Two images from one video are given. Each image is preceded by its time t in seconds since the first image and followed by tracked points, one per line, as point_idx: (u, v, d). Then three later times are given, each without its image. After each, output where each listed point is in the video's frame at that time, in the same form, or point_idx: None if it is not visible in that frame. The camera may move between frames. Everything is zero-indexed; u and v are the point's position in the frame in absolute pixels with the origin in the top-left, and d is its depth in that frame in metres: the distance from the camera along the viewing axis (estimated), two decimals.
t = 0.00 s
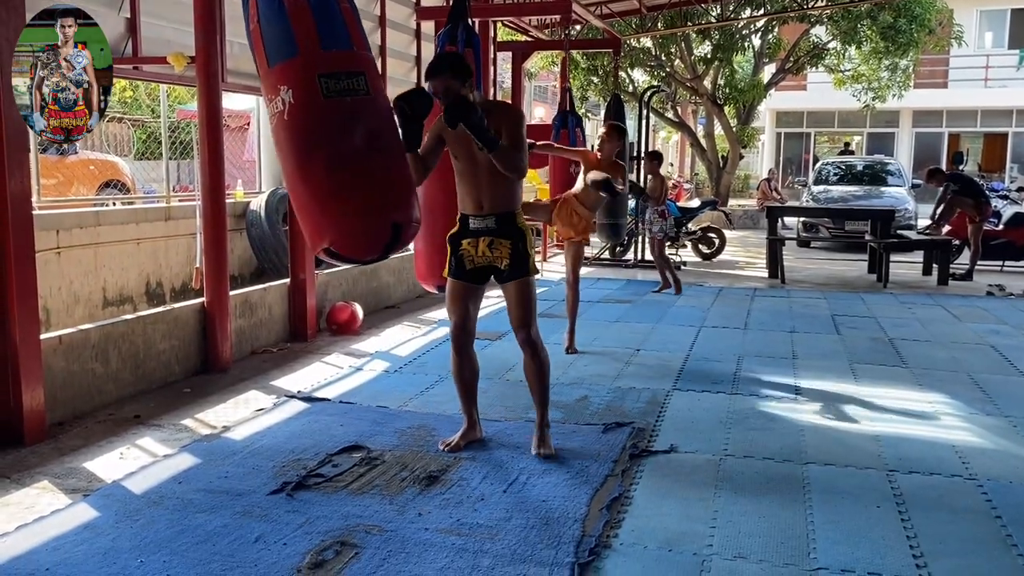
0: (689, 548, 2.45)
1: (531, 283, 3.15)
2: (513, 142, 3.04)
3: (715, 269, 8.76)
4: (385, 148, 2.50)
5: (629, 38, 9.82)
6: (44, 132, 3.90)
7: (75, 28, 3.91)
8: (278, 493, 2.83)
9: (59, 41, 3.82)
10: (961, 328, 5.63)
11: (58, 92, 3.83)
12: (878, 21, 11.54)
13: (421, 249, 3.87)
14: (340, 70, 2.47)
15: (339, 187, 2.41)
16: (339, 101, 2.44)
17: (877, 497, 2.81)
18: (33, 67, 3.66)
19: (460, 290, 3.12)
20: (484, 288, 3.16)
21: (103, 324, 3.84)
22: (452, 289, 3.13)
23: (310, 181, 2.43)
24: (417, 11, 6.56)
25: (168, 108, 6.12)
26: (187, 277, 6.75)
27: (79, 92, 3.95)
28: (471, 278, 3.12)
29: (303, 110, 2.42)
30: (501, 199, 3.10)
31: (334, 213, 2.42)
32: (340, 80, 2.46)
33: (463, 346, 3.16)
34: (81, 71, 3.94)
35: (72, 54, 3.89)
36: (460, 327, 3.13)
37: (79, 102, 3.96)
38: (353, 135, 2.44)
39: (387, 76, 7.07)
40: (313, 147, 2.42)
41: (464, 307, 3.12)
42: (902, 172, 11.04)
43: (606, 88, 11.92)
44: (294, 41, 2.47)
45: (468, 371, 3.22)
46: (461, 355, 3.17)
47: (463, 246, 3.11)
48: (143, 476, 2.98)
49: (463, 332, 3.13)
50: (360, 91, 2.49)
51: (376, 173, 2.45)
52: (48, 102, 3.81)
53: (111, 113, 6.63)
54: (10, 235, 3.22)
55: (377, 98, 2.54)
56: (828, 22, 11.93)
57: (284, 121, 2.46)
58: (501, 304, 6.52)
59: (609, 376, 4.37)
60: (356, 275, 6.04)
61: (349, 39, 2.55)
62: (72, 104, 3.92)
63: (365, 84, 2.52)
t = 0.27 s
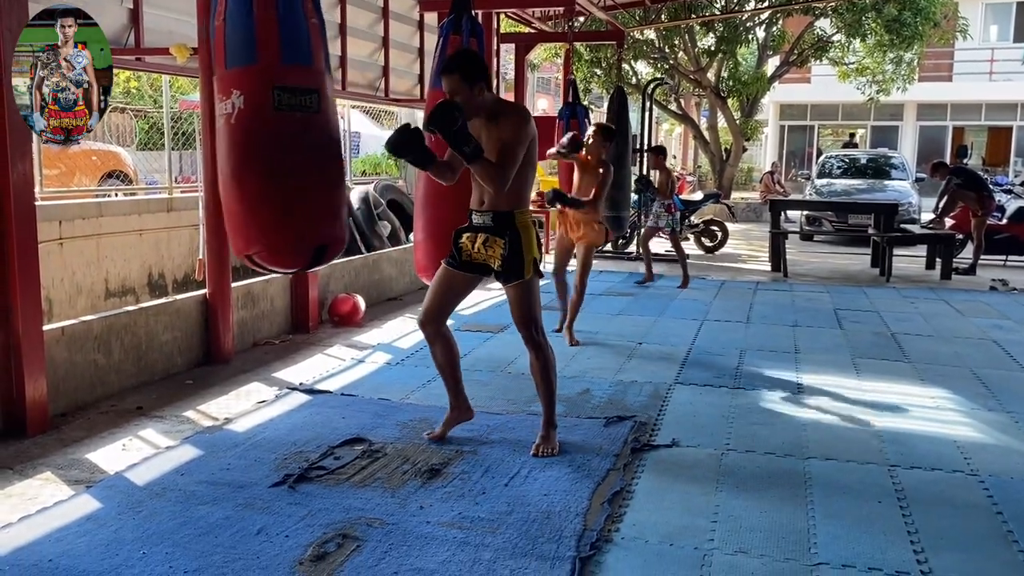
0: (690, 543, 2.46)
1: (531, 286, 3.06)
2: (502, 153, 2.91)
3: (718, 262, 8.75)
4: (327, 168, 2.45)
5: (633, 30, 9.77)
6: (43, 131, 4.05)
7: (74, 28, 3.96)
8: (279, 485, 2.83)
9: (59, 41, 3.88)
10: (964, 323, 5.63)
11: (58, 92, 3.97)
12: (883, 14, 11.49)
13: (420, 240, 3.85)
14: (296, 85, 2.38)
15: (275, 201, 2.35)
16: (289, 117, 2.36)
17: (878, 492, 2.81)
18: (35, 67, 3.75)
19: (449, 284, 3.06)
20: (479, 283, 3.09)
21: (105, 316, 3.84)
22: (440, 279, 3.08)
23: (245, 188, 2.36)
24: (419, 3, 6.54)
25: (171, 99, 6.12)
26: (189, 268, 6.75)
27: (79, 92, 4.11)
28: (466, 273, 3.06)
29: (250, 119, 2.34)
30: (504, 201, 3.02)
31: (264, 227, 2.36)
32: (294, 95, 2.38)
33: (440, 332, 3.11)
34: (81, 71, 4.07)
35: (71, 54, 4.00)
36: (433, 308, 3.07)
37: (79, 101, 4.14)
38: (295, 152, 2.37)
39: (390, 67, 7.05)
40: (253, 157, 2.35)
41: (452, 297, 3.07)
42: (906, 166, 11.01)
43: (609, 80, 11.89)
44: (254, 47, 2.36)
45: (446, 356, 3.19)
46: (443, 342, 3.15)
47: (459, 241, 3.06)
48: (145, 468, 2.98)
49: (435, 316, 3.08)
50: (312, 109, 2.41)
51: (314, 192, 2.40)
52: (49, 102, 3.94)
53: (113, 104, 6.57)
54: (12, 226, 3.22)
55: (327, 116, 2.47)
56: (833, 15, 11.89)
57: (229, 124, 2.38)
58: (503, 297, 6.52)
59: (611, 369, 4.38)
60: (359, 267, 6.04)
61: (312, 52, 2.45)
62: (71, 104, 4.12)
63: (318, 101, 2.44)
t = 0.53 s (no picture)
0: (692, 535, 2.46)
1: (518, 282, 3.06)
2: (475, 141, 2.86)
3: (721, 256, 8.74)
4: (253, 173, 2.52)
5: (638, 22, 9.75)
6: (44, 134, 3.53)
7: (74, 28, 3.68)
8: (283, 475, 2.84)
9: (59, 41, 3.59)
10: (967, 317, 5.61)
11: (58, 92, 3.55)
12: (889, 7, 11.43)
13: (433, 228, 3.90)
14: (239, 94, 2.42)
15: (197, 197, 2.43)
16: (226, 123, 2.41)
17: (881, 486, 2.81)
18: (33, 66, 3.37)
19: (432, 283, 3.06)
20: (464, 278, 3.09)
21: (109, 306, 3.85)
22: (424, 278, 3.07)
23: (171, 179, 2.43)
24: None
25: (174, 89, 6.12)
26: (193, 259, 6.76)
27: (79, 92, 3.69)
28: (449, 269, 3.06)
29: (188, 118, 2.39)
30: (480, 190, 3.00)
31: (183, 218, 2.44)
32: (234, 103, 2.42)
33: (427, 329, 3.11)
34: (81, 71, 3.69)
35: (71, 54, 3.66)
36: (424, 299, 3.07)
37: (78, 102, 3.70)
38: (223, 155, 2.43)
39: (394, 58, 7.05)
40: (184, 152, 2.41)
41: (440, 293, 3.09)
42: (911, 160, 10.97)
43: (614, 73, 11.87)
44: (208, 50, 2.38)
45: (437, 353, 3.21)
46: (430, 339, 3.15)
47: (440, 239, 3.04)
48: (149, 458, 2.99)
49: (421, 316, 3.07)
50: (251, 118, 2.46)
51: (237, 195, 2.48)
52: (48, 102, 3.49)
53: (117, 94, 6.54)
54: (17, 216, 3.22)
55: (265, 124, 2.52)
56: (839, 7, 11.84)
57: (169, 117, 2.42)
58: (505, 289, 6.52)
59: (613, 362, 4.38)
60: (362, 259, 6.05)
61: (264, 62, 2.48)
62: (71, 105, 3.67)
63: (258, 110, 2.49)
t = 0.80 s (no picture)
0: (693, 529, 2.48)
1: (474, 266, 3.04)
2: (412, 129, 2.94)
3: (725, 252, 8.74)
4: (202, 158, 2.51)
5: (644, 18, 9.74)
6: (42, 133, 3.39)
7: (75, 28, 3.56)
8: (287, 466, 2.86)
9: (59, 41, 3.49)
10: (971, 315, 5.61)
11: (58, 92, 3.44)
12: (896, 4, 11.39)
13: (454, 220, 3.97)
14: (197, 84, 2.39)
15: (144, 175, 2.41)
16: (178, 110, 2.38)
17: (882, 482, 2.82)
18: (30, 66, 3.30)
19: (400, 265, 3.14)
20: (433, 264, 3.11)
21: (115, 298, 3.87)
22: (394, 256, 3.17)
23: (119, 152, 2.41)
24: None
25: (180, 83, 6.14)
26: (198, 252, 6.79)
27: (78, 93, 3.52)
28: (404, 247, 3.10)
29: (141, 98, 2.36)
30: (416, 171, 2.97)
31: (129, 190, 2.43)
32: (191, 92, 2.38)
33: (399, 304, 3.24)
34: (81, 71, 3.54)
35: (71, 54, 3.54)
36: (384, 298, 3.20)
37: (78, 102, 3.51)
38: (173, 138, 2.40)
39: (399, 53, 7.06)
40: (134, 128, 2.39)
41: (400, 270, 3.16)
42: (915, 157, 10.96)
43: (619, 68, 11.85)
44: (173, 36, 2.34)
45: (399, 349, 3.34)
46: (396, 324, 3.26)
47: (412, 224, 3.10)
48: (155, 448, 3.02)
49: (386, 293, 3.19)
50: (205, 107, 2.43)
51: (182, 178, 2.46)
52: (48, 101, 3.40)
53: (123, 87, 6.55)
54: (24, 208, 3.25)
55: (219, 113, 2.49)
56: (845, 4, 11.81)
57: (126, 93, 2.40)
58: (509, 284, 6.53)
59: (616, 357, 4.39)
60: (367, 253, 6.06)
61: (229, 55, 2.45)
62: (71, 105, 3.50)
63: (214, 100, 2.45)
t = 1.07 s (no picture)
0: (696, 524, 2.47)
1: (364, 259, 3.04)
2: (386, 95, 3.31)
3: (730, 246, 8.71)
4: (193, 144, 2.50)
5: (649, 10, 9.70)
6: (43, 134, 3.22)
7: (74, 28, 3.30)
8: (289, 459, 2.85)
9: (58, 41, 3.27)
10: (977, 311, 5.58)
11: (57, 93, 3.20)
12: None
13: (459, 224, 3.90)
14: (188, 73, 2.37)
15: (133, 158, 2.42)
16: (170, 98, 2.37)
17: (886, 478, 2.81)
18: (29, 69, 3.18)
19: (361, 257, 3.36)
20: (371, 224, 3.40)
21: (118, 290, 3.87)
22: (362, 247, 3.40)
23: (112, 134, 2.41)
24: None
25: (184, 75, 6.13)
26: (202, 244, 6.78)
27: (77, 93, 3.19)
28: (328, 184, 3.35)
29: (135, 84, 2.36)
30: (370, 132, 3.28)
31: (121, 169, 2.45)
32: (181, 80, 2.37)
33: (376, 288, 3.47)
34: (80, 71, 3.22)
35: (71, 54, 3.26)
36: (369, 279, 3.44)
37: (78, 103, 3.19)
38: (162, 125, 2.40)
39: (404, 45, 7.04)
40: (129, 113, 2.39)
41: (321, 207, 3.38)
42: (922, 151, 10.90)
43: (624, 61, 11.80)
44: (165, 25, 2.32)
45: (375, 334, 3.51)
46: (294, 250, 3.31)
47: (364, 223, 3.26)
48: (157, 441, 3.01)
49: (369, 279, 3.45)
50: (196, 94, 2.42)
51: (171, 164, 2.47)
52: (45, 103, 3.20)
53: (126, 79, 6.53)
54: (27, 199, 3.24)
55: (212, 101, 2.48)
56: None
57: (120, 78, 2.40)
58: (513, 278, 6.52)
59: (620, 351, 4.38)
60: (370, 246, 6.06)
61: (222, 45, 2.42)
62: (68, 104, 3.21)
63: (206, 87, 2.43)
